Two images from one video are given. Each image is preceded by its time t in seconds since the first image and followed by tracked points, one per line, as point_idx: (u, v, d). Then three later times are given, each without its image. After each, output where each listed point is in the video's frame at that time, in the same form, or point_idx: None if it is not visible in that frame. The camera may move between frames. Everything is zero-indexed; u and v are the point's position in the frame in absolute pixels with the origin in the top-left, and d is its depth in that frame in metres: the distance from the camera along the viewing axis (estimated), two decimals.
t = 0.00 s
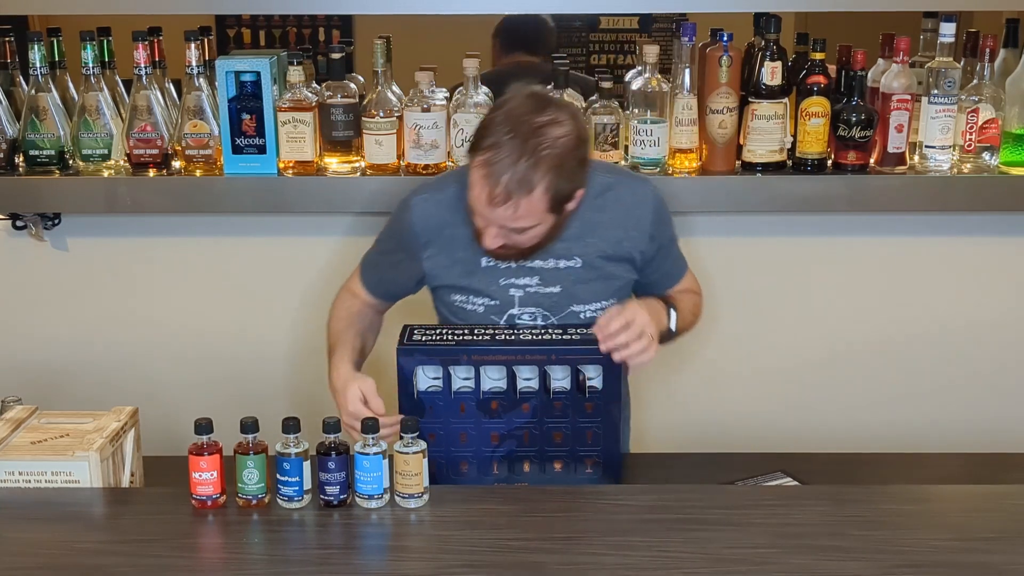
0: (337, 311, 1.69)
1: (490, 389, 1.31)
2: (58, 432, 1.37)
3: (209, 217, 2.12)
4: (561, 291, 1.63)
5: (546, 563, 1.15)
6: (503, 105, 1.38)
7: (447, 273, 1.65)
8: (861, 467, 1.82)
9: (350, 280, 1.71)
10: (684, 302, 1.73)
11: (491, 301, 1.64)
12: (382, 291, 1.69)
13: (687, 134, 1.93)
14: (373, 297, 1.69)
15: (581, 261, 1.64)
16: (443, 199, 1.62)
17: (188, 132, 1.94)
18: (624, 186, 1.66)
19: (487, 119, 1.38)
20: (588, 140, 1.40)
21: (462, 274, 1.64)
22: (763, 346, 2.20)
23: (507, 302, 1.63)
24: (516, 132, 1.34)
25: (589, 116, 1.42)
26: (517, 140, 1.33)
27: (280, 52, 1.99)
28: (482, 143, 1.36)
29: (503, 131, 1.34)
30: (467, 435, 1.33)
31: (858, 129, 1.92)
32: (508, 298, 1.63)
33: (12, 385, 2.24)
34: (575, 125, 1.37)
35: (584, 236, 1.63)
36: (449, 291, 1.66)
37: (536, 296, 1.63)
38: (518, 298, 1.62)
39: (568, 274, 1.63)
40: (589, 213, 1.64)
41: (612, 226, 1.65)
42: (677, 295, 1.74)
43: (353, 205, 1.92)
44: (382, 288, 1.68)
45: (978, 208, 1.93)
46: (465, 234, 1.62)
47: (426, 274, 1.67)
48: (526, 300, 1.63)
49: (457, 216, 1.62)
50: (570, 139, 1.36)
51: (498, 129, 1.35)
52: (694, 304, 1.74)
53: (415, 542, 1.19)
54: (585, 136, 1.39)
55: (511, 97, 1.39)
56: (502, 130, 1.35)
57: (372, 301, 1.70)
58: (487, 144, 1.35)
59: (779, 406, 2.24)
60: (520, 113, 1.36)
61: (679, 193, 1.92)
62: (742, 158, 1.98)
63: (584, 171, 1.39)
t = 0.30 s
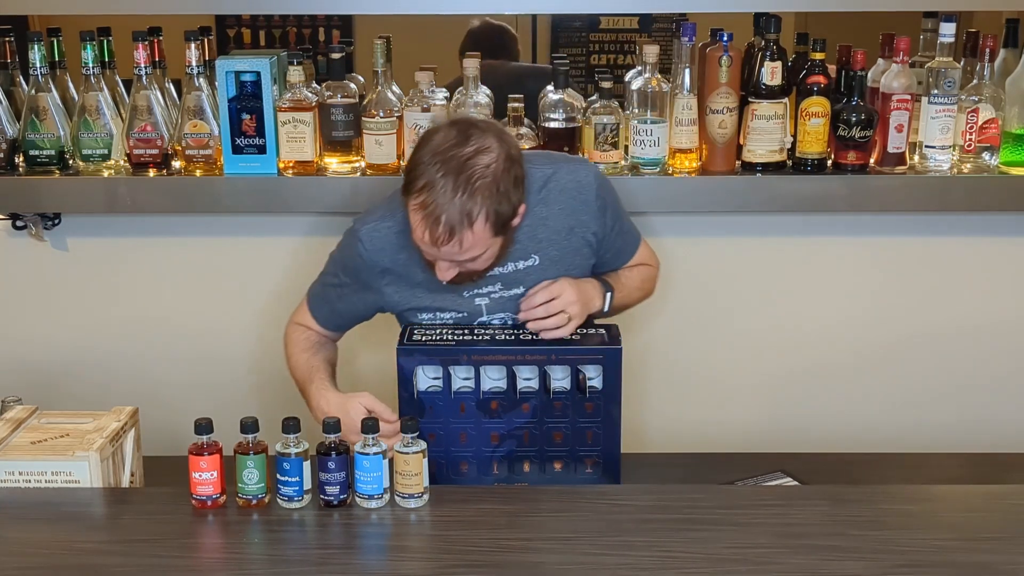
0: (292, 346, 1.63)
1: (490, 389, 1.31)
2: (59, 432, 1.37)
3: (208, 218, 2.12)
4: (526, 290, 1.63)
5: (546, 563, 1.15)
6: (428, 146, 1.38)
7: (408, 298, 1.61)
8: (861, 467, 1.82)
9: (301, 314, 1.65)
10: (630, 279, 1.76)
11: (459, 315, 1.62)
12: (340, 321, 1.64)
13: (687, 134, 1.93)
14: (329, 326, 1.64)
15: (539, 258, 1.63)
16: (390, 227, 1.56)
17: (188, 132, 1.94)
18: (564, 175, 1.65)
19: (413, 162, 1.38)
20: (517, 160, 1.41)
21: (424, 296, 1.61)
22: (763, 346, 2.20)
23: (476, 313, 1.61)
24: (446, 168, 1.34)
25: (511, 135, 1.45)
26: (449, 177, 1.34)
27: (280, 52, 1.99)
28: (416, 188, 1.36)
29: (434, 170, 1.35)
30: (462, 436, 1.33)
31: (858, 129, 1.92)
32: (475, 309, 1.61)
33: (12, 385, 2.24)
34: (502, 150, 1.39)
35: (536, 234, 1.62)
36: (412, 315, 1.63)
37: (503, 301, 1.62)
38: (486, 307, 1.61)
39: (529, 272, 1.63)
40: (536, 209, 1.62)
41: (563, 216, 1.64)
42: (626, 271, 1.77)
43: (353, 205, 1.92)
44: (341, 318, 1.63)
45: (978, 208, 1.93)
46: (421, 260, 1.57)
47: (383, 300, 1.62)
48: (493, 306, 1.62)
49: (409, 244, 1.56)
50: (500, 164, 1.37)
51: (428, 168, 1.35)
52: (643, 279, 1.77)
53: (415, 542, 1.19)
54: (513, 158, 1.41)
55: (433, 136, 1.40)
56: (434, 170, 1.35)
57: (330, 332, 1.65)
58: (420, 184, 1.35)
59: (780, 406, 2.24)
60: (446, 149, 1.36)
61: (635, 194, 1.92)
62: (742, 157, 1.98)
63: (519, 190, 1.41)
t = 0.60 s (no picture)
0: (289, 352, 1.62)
1: (490, 389, 1.31)
2: (58, 432, 1.37)
3: (207, 218, 2.12)
4: (512, 291, 1.62)
5: (546, 563, 1.15)
6: (408, 153, 1.37)
7: (396, 302, 1.60)
8: (861, 467, 1.82)
9: (292, 320, 1.63)
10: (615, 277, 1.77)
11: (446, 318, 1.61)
12: (330, 326, 1.63)
13: (687, 134, 1.93)
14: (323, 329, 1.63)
15: (524, 258, 1.63)
16: (374, 231, 1.55)
17: (188, 132, 1.94)
18: (547, 175, 1.65)
19: (393, 171, 1.37)
20: (497, 158, 1.40)
21: (412, 300, 1.60)
22: (762, 346, 2.20)
23: (463, 316, 1.61)
24: (427, 175, 1.33)
25: (489, 133, 1.43)
26: (431, 183, 1.33)
27: (280, 52, 1.99)
28: (398, 195, 1.35)
29: (414, 178, 1.34)
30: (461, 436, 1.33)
31: (858, 129, 1.92)
32: (462, 312, 1.61)
33: (12, 386, 2.24)
34: (481, 151, 1.38)
35: (521, 235, 1.62)
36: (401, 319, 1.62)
37: (490, 303, 1.61)
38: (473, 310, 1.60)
39: (515, 273, 1.62)
40: (520, 210, 1.62)
41: (547, 216, 1.64)
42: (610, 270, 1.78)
43: (353, 205, 1.92)
44: (330, 322, 1.62)
45: (977, 208, 1.93)
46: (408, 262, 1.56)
47: (371, 304, 1.61)
48: (480, 308, 1.62)
49: (394, 248, 1.55)
50: (480, 166, 1.36)
51: (408, 176, 1.34)
52: (626, 277, 1.78)
53: (416, 542, 1.19)
54: (493, 157, 1.39)
55: (411, 142, 1.39)
56: (415, 178, 1.34)
57: (322, 336, 1.63)
58: (402, 193, 1.34)
59: (780, 406, 2.24)
60: (424, 156, 1.35)
61: (619, 195, 1.92)
62: (742, 157, 1.98)
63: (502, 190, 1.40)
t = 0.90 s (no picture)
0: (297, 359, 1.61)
1: (490, 389, 1.31)
2: (58, 432, 1.37)
3: (207, 218, 2.12)
4: (511, 291, 1.62)
5: (546, 563, 1.15)
6: (410, 153, 1.37)
7: (399, 303, 1.60)
8: (861, 467, 1.82)
9: (298, 327, 1.62)
10: (613, 277, 1.78)
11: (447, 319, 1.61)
12: (334, 331, 1.62)
13: (686, 134, 1.93)
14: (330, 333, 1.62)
15: (523, 258, 1.63)
16: (373, 232, 1.54)
17: (188, 132, 1.94)
18: (547, 176, 1.65)
19: (396, 171, 1.37)
20: (499, 157, 1.40)
21: (413, 301, 1.60)
22: (762, 346, 2.20)
23: (463, 317, 1.61)
24: (431, 175, 1.33)
25: (490, 132, 1.43)
26: (435, 183, 1.33)
27: (280, 52, 1.99)
28: (402, 195, 1.35)
29: (419, 178, 1.34)
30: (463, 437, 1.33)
31: (858, 129, 1.92)
32: (462, 313, 1.61)
33: (13, 386, 2.24)
34: (483, 150, 1.38)
35: (520, 235, 1.62)
36: (402, 320, 1.62)
37: (490, 304, 1.61)
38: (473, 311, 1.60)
39: (515, 274, 1.62)
40: (520, 210, 1.62)
41: (547, 216, 1.64)
42: (608, 271, 1.78)
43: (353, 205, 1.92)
44: (334, 327, 1.61)
45: (977, 208, 1.93)
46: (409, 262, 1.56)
47: (373, 305, 1.61)
48: (480, 309, 1.61)
49: (394, 248, 1.55)
50: (484, 165, 1.36)
51: (412, 177, 1.34)
52: (623, 278, 1.78)
53: (415, 542, 1.19)
54: (495, 156, 1.40)
55: (413, 142, 1.38)
56: (420, 177, 1.34)
57: (328, 341, 1.63)
58: (407, 194, 1.34)
59: (780, 406, 2.24)
60: (427, 156, 1.35)
61: (617, 194, 1.92)
62: (742, 157, 1.98)
63: (505, 188, 1.40)
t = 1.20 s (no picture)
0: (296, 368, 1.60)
1: (490, 389, 1.31)
2: (58, 432, 1.37)
3: (207, 218, 2.12)
4: (511, 288, 1.62)
5: (546, 563, 1.15)
6: (414, 148, 1.37)
7: (399, 306, 1.59)
8: (861, 467, 1.82)
9: (297, 337, 1.61)
10: (611, 277, 1.78)
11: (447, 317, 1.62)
12: (334, 337, 1.61)
13: (686, 134, 1.93)
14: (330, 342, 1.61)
15: (523, 254, 1.63)
16: (372, 235, 1.53)
17: (188, 132, 1.94)
18: (545, 171, 1.65)
19: (399, 167, 1.36)
20: (501, 151, 1.40)
21: (413, 303, 1.59)
22: (763, 346, 2.20)
23: (463, 314, 1.61)
24: (435, 171, 1.33)
25: (491, 126, 1.43)
26: (440, 178, 1.33)
27: (280, 52, 1.99)
28: (407, 190, 1.34)
29: (423, 174, 1.33)
30: (462, 436, 1.34)
31: (858, 129, 1.92)
32: (462, 309, 1.61)
33: (13, 386, 2.24)
34: (486, 145, 1.38)
35: (519, 231, 1.62)
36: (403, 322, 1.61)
37: (490, 300, 1.62)
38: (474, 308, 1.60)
39: (514, 270, 1.62)
40: (518, 206, 1.62)
41: (545, 212, 1.64)
42: (607, 271, 1.79)
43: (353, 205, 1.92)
44: (334, 334, 1.61)
45: (977, 209, 1.93)
46: (409, 264, 1.56)
47: (373, 309, 1.60)
48: (480, 305, 1.62)
49: (394, 250, 1.54)
50: (487, 160, 1.36)
51: (416, 173, 1.34)
52: (622, 277, 1.79)
53: (415, 543, 1.19)
54: (497, 149, 1.40)
55: (415, 138, 1.38)
56: (424, 173, 1.34)
57: (328, 347, 1.62)
58: (411, 190, 1.34)
59: (780, 406, 2.24)
60: (430, 151, 1.35)
61: (615, 194, 1.92)
62: (742, 157, 1.98)
63: (508, 182, 1.40)
